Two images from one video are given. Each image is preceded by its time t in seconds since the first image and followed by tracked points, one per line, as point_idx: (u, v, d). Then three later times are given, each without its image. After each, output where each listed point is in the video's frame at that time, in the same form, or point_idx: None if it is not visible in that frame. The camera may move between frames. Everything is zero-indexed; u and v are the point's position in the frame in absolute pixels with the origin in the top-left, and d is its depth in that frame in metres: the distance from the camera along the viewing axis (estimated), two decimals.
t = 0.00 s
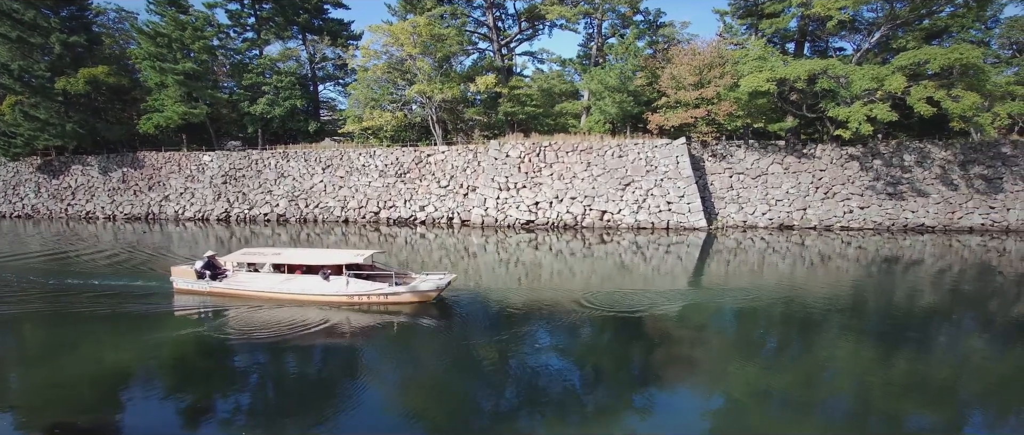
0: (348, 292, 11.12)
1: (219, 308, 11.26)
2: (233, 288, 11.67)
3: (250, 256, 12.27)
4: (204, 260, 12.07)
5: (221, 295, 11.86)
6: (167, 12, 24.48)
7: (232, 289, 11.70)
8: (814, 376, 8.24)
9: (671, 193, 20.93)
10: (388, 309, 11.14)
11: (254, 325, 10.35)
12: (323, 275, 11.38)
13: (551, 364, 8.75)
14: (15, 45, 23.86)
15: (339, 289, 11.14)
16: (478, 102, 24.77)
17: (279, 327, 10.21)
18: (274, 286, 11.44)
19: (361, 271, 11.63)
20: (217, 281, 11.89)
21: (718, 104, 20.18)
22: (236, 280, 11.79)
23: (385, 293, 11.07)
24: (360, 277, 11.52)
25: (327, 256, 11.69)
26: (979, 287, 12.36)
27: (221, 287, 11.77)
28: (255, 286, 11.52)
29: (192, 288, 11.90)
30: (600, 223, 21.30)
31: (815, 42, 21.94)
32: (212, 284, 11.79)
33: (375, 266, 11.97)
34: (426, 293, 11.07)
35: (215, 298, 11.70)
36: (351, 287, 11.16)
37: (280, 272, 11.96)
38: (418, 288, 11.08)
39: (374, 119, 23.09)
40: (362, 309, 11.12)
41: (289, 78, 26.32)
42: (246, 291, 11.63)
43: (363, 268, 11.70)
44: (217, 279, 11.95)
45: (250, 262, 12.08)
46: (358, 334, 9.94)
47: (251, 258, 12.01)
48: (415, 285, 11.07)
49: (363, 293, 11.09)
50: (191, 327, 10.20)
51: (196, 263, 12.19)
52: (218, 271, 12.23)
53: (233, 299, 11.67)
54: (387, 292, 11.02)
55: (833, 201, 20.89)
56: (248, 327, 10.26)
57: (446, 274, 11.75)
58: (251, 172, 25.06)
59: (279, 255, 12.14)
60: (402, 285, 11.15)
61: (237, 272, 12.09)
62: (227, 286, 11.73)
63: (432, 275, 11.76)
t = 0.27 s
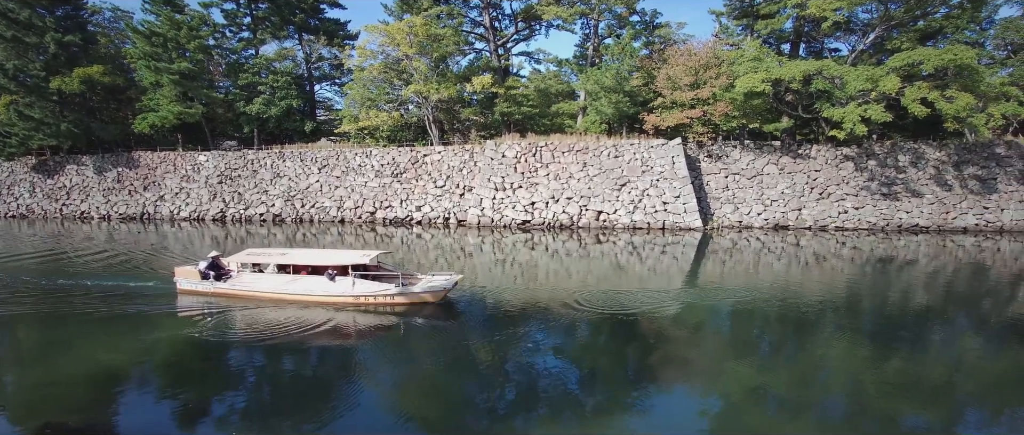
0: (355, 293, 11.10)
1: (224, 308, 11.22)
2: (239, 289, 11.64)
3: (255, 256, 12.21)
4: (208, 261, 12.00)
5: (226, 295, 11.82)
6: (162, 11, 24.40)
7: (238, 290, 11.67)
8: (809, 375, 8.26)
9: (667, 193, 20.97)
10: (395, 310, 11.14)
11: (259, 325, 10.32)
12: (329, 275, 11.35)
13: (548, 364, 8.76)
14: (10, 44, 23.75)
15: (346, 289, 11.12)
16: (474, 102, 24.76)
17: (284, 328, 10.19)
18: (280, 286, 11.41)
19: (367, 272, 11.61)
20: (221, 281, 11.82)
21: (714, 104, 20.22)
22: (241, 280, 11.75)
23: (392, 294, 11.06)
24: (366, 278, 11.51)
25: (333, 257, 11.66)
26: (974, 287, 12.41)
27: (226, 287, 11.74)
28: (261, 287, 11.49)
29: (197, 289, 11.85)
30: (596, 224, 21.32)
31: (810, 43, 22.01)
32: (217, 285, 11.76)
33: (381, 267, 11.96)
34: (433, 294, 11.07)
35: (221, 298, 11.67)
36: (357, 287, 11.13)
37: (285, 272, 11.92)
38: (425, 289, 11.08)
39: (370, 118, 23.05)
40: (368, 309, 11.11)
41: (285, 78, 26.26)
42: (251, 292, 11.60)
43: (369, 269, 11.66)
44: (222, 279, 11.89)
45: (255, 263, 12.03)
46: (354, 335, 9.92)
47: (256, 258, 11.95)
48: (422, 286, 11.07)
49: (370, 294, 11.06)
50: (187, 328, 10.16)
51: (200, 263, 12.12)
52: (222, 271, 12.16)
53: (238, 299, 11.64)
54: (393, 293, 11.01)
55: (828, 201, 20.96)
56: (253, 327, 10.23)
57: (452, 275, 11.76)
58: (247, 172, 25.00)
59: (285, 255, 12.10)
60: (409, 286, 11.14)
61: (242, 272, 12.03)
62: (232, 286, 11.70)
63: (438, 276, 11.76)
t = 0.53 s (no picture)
0: (361, 293, 11.03)
1: (228, 309, 11.13)
2: (243, 290, 11.55)
3: (260, 256, 12.19)
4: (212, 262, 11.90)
5: (230, 296, 11.72)
6: (155, 10, 24.27)
7: (242, 290, 11.58)
8: (804, 375, 8.28)
9: (661, 193, 21.01)
10: (402, 310, 11.07)
11: (264, 326, 10.23)
12: (335, 276, 11.30)
13: (543, 364, 8.75)
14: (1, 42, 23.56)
15: (352, 290, 11.05)
16: (469, 101, 24.75)
17: (284, 328, 10.13)
18: (285, 287, 11.32)
19: (373, 272, 11.57)
20: (225, 281, 11.74)
21: (708, 104, 20.31)
22: (245, 281, 11.67)
23: (399, 294, 11.01)
24: (372, 278, 11.45)
25: (339, 257, 11.63)
26: (966, 287, 12.49)
27: (230, 288, 11.65)
28: (266, 287, 11.40)
29: (200, 289, 11.76)
30: (591, 224, 21.35)
31: (804, 44, 22.08)
32: (221, 285, 11.66)
33: (387, 267, 11.90)
34: (440, 295, 11.05)
35: (225, 299, 11.57)
36: (364, 288, 11.07)
37: (290, 272, 11.88)
38: (432, 289, 11.04)
39: (365, 118, 22.98)
40: (374, 310, 11.04)
41: (279, 77, 26.17)
42: (256, 292, 11.50)
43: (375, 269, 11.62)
44: (226, 279, 11.80)
45: (260, 263, 11.98)
46: (348, 335, 9.89)
47: (261, 258, 11.92)
48: (429, 287, 11.03)
49: (376, 295, 11.01)
50: (182, 328, 10.09)
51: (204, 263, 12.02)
52: (226, 271, 12.08)
53: (242, 300, 11.54)
54: (400, 294, 10.97)
55: (822, 202, 21.05)
56: (258, 328, 10.14)
57: (459, 275, 11.75)
58: (241, 171, 24.90)
59: (290, 256, 12.06)
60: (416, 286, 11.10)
61: (247, 272, 12.01)
62: (236, 287, 11.60)
63: (444, 276, 11.72)
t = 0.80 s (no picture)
0: (365, 295, 10.96)
1: (229, 311, 11.03)
2: (245, 292, 11.45)
3: (261, 258, 12.09)
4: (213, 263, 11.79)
5: (231, 298, 11.62)
6: (147, 9, 24.13)
7: (244, 293, 11.49)
8: (795, 375, 8.33)
9: (655, 194, 21.08)
10: (406, 312, 11.02)
11: (266, 329, 10.15)
12: (338, 277, 11.22)
13: (536, 365, 8.76)
14: None
15: (356, 292, 10.98)
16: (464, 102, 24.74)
17: (282, 330, 10.09)
18: (288, 289, 11.21)
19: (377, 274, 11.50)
20: (227, 283, 11.65)
21: (701, 105, 20.41)
22: (247, 283, 11.56)
23: (403, 296, 10.96)
24: (376, 280, 11.38)
25: (342, 259, 11.56)
26: (957, 287, 12.58)
27: (232, 290, 11.56)
28: (268, 289, 11.31)
29: (201, 291, 11.68)
30: (584, 224, 21.37)
31: (797, 45, 22.21)
32: (222, 287, 11.58)
33: (390, 269, 11.84)
34: (445, 296, 11.02)
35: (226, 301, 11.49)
36: (368, 290, 11.01)
37: (292, 274, 11.78)
38: (437, 291, 11.01)
39: (359, 119, 22.92)
40: (378, 312, 10.98)
41: (273, 78, 26.06)
42: (258, 295, 11.40)
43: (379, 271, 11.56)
44: (227, 281, 11.71)
45: (262, 265, 11.89)
46: (341, 337, 9.86)
47: (263, 260, 11.83)
48: (434, 288, 10.99)
49: (380, 296, 10.96)
50: (173, 330, 10.03)
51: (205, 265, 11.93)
52: (227, 272, 11.98)
53: (244, 302, 11.44)
54: (404, 296, 10.94)
55: (814, 202, 21.17)
56: (259, 330, 10.06)
57: (463, 276, 11.71)
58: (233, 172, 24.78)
59: (292, 257, 11.97)
60: (420, 288, 11.05)
61: (248, 274, 11.91)
62: (238, 289, 11.50)
63: (448, 278, 11.67)
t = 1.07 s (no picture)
0: (365, 301, 10.82)
1: (226, 318, 10.85)
2: (242, 298, 11.27)
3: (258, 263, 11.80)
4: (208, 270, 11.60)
5: (228, 305, 11.45)
6: (131, 11, 23.86)
7: (241, 299, 11.31)
8: (782, 377, 8.42)
9: (642, 198, 21.21)
10: (407, 318, 10.91)
11: (264, 336, 9.99)
12: (338, 283, 10.96)
13: (527, 368, 8.77)
14: None
15: (356, 298, 10.81)
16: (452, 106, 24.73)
17: (275, 336, 9.96)
18: (287, 295, 11.04)
19: (376, 279, 11.26)
20: (223, 290, 11.46)
21: (688, 110, 20.75)
22: (244, 289, 11.35)
23: (404, 302, 10.85)
24: (375, 285, 11.19)
25: (341, 264, 11.33)
26: (939, 289, 12.78)
27: (228, 296, 11.38)
28: (266, 295, 11.14)
29: (197, 298, 11.47)
30: (573, 228, 21.43)
31: (781, 51, 22.50)
32: (218, 294, 11.40)
33: (389, 274, 11.64)
34: (447, 302, 10.90)
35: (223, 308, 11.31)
36: (368, 296, 10.85)
37: (290, 279, 11.46)
38: (439, 297, 10.88)
39: (346, 122, 22.81)
40: (378, 318, 10.85)
41: (259, 81, 25.86)
42: (256, 301, 11.24)
43: (378, 276, 11.35)
44: (224, 288, 11.50)
45: (258, 270, 11.56)
46: (329, 342, 9.78)
47: (260, 266, 11.54)
48: (435, 294, 10.87)
49: (381, 302, 10.85)
50: (158, 336, 9.88)
51: (201, 272, 11.73)
52: (223, 279, 11.79)
53: (241, 309, 11.27)
54: (405, 301, 10.84)
55: (799, 206, 21.43)
56: (256, 337, 9.92)
57: (465, 281, 11.47)
58: (219, 176, 24.53)
59: (289, 262, 11.64)
60: (421, 293, 10.93)
61: (244, 280, 11.64)
62: (235, 296, 11.32)
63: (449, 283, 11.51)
